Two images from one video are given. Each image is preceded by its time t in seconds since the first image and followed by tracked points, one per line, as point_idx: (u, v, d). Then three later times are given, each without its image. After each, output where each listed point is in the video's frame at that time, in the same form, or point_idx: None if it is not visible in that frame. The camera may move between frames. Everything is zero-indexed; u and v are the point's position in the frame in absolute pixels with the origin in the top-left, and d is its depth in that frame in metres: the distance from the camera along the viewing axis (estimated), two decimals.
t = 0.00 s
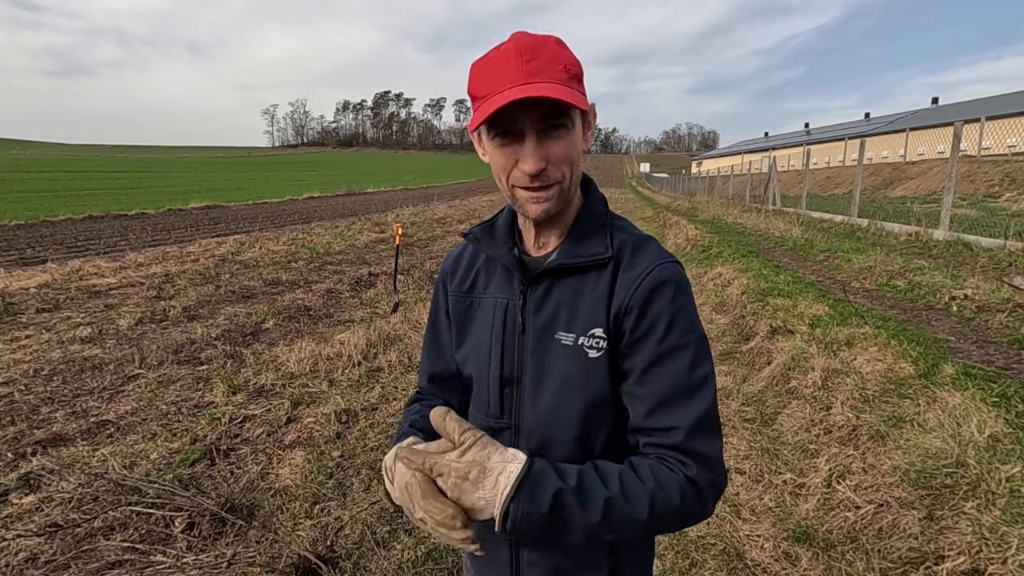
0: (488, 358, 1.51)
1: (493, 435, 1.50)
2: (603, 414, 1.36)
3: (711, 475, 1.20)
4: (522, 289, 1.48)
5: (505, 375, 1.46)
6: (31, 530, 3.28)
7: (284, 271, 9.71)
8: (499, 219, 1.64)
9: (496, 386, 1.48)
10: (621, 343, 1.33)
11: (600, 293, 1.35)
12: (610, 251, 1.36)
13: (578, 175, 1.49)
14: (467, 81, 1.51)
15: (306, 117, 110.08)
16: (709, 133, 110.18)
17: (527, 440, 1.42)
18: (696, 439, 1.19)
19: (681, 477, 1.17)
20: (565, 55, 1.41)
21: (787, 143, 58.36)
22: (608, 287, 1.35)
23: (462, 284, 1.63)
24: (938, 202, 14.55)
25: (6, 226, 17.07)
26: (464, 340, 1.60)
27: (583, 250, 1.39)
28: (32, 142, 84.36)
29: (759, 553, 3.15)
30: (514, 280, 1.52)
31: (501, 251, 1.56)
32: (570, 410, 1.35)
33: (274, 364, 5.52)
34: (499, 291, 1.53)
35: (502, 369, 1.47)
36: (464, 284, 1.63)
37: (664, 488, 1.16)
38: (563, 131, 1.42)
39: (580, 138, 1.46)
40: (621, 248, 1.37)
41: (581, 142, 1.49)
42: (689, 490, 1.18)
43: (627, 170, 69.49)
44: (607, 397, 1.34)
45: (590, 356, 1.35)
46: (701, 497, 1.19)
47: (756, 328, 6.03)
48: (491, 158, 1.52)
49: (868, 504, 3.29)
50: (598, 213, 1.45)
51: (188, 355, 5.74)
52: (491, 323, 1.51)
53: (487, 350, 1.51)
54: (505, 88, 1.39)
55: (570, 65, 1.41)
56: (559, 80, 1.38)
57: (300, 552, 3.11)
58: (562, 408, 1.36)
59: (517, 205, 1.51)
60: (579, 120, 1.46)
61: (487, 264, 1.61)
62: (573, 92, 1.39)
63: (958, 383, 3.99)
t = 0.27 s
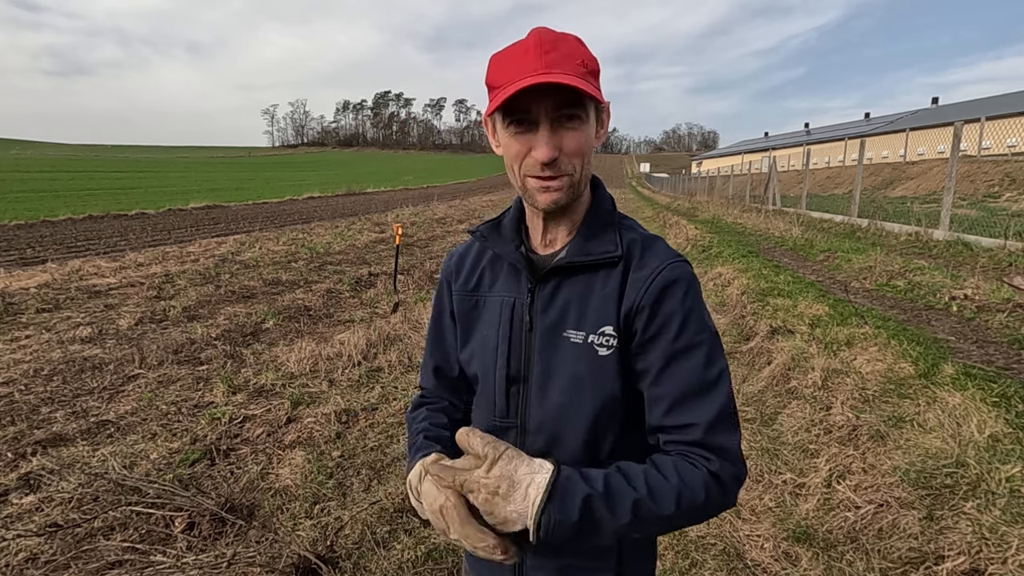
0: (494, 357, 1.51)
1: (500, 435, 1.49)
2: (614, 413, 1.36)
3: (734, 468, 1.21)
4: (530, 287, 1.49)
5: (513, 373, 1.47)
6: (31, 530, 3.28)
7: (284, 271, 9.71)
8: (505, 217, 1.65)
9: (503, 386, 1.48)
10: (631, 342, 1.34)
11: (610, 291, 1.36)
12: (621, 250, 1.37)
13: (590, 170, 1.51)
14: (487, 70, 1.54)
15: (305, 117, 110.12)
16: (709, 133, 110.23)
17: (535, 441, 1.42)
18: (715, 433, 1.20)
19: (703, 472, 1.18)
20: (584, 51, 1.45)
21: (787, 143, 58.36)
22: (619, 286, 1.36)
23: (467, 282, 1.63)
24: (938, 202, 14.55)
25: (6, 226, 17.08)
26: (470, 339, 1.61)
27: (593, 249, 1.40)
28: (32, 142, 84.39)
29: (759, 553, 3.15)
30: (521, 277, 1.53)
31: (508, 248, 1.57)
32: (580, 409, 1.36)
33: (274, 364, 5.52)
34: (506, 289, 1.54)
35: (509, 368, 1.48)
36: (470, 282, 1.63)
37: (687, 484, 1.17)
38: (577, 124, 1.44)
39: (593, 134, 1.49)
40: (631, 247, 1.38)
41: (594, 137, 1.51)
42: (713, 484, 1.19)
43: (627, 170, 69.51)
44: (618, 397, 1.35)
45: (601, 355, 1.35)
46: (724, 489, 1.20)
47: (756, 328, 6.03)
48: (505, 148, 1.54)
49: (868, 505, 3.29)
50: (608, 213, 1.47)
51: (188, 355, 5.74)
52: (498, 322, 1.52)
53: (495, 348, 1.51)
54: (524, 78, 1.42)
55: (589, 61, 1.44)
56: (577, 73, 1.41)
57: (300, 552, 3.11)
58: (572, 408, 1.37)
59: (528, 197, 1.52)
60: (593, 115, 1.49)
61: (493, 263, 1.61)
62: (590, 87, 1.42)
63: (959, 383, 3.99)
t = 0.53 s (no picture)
0: (494, 354, 1.54)
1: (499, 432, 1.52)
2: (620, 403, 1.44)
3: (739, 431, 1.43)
4: (531, 284, 1.53)
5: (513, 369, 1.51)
6: (31, 530, 3.28)
7: (284, 271, 9.71)
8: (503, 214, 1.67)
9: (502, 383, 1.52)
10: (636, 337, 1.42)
11: (611, 287, 1.44)
12: (620, 245, 1.45)
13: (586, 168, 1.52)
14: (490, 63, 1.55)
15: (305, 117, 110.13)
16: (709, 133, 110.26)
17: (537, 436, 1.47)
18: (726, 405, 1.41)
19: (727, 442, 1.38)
20: (587, 50, 1.46)
21: (788, 143, 58.35)
22: (622, 283, 1.43)
23: (464, 279, 1.64)
24: (939, 202, 14.55)
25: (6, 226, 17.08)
26: (467, 334, 1.61)
27: (593, 245, 1.47)
28: (32, 142, 84.38)
29: (759, 554, 3.15)
30: (521, 274, 1.56)
31: (508, 245, 1.59)
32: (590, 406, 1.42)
33: (273, 364, 5.52)
34: (504, 286, 1.57)
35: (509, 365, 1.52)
36: (466, 277, 1.64)
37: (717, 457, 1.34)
38: (574, 121, 1.45)
39: (591, 133, 1.50)
40: (631, 244, 1.46)
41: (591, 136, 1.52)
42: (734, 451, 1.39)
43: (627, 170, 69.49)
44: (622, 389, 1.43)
45: (602, 349, 1.43)
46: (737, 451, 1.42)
47: (756, 328, 6.03)
48: (502, 140, 1.54)
49: (868, 504, 3.29)
50: (607, 209, 1.54)
51: (188, 355, 5.74)
52: (498, 318, 1.55)
53: (494, 346, 1.54)
54: (524, 72, 1.43)
55: (591, 60, 1.46)
56: (577, 72, 1.42)
57: (300, 552, 3.11)
58: (578, 401, 1.43)
59: (522, 190, 1.53)
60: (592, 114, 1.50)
61: (493, 259, 1.63)
62: (589, 86, 1.43)
63: (959, 383, 3.99)
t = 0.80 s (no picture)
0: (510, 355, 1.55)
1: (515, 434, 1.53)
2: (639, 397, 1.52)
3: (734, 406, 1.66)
4: (547, 284, 1.55)
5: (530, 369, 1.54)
6: (31, 530, 3.28)
7: (284, 271, 9.71)
8: (506, 214, 1.67)
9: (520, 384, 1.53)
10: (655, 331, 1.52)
11: (631, 283, 1.51)
12: (637, 242, 1.54)
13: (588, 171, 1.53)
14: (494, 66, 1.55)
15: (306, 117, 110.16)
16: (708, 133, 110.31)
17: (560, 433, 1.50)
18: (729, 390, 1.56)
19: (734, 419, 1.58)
20: (590, 52, 1.47)
21: (788, 143, 58.34)
22: (643, 280, 1.52)
23: (472, 281, 1.62)
24: (938, 202, 14.55)
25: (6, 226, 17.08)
26: (476, 338, 1.60)
27: (611, 243, 1.53)
28: (32, 142, 84.40)
29: (759, 553, 3.16)
30: (533, 272, 1.57)
31: (517, 244, 1.59)
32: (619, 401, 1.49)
33: (273, 364, 5.52)
34: (517, 287, 1.57)
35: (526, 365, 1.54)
36: (472, 280, 1.62)
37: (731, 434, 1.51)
38: (576, 123, 1.46)
39: (593, 135, 1.51)
40: (645, 242, 1.56)
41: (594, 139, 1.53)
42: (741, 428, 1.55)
43: (627, 170, 69.49)
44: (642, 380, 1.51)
45: (625, 344, 1.50)
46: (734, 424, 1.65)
47: (756, 327, 6.03)
48: (504, 142, 1.54)
49: (868, 504, 3.29)
50: (614, 208, 1.61)
51: (188, 355, 5.74)
52: (513, 319, 1.55)
53: (509, 348, 1.55)
54: (527, 74, 1.43)
55: (593, 63, 1.46)
56: (582, 73, 1.43)
57: (300, 552, 3.11)
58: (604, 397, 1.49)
59: (524, 193, 1.53)
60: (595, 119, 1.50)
61: (499, 260, 1.62)
62: (591, 88, 1.44)
63: (958, 383, 3.99)
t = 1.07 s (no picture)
0: (516, 360, 1.54)
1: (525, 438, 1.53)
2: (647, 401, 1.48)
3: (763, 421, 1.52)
4: (554, 286, 1.53)
5: (538, 372, 1.52)
6: (31, 530, 3.28)
7: (284, 271, 9.71)
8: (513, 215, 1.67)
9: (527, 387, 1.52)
10: (665, 334, 1.47)
11: (640, 284, 1.48)
12: (647, 243, 1.50)
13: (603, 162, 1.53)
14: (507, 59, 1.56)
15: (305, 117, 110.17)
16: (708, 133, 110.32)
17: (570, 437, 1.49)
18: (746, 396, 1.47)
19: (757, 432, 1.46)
20: (603, 44, 1.47)
21: (788, 143, 58.35)
22: (651, 282, 1.48)
23: (477, 283, 1.62)
24: (938, 202, 14.55)
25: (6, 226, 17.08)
26: (481, 342, 1.60)
27: (621, 244, 1.49)
28: (32, 142, 84.38)
29: (759, 553, 3.16)
30: (541, 274, 1.56)
31: (524, 244, 1.57)
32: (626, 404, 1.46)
33: (274, 364, 5.52)
34: (524, 289, 1.56)
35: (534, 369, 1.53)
36: (479, 283, 1.62)
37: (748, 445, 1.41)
38: (591, 112, 1.46)
39: (608, 125, 1.51)
40: (654, 242, 1.52)
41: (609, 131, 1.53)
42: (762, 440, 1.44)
43: (627, 170, 69.49)
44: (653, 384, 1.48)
45: (635, 347, 1.47)
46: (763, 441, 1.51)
47: (756, 328, 6.03)
48: (518, 135, 1.55)
49: (868, 504, 3.29)
50: (625, 208, 1.58)
51: (188, 355, 5.74)
52: (518, 322, 1.54)
53: (516, 352, 1.54)
54: (540, 64, 1.44)
55: (608, 53, 1.47)
56: (596, 64, 1.44)
57: (300, 552, 3.11)
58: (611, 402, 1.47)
59: (538, 184, 1.53)
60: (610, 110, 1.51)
61: (506, 261, 1.61)
62: (606, 77, 1.44)
63: (958, 383, 4.00)
